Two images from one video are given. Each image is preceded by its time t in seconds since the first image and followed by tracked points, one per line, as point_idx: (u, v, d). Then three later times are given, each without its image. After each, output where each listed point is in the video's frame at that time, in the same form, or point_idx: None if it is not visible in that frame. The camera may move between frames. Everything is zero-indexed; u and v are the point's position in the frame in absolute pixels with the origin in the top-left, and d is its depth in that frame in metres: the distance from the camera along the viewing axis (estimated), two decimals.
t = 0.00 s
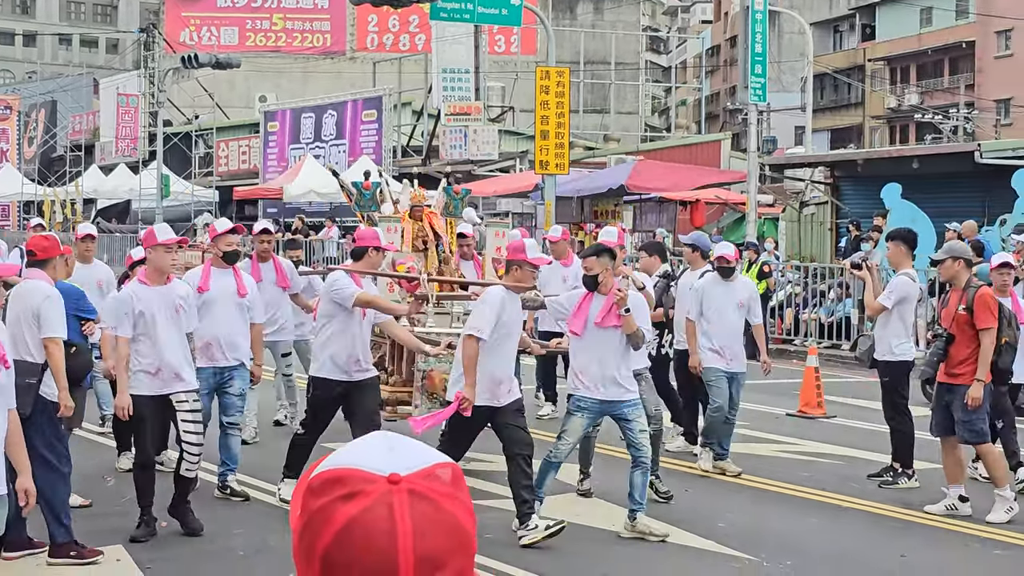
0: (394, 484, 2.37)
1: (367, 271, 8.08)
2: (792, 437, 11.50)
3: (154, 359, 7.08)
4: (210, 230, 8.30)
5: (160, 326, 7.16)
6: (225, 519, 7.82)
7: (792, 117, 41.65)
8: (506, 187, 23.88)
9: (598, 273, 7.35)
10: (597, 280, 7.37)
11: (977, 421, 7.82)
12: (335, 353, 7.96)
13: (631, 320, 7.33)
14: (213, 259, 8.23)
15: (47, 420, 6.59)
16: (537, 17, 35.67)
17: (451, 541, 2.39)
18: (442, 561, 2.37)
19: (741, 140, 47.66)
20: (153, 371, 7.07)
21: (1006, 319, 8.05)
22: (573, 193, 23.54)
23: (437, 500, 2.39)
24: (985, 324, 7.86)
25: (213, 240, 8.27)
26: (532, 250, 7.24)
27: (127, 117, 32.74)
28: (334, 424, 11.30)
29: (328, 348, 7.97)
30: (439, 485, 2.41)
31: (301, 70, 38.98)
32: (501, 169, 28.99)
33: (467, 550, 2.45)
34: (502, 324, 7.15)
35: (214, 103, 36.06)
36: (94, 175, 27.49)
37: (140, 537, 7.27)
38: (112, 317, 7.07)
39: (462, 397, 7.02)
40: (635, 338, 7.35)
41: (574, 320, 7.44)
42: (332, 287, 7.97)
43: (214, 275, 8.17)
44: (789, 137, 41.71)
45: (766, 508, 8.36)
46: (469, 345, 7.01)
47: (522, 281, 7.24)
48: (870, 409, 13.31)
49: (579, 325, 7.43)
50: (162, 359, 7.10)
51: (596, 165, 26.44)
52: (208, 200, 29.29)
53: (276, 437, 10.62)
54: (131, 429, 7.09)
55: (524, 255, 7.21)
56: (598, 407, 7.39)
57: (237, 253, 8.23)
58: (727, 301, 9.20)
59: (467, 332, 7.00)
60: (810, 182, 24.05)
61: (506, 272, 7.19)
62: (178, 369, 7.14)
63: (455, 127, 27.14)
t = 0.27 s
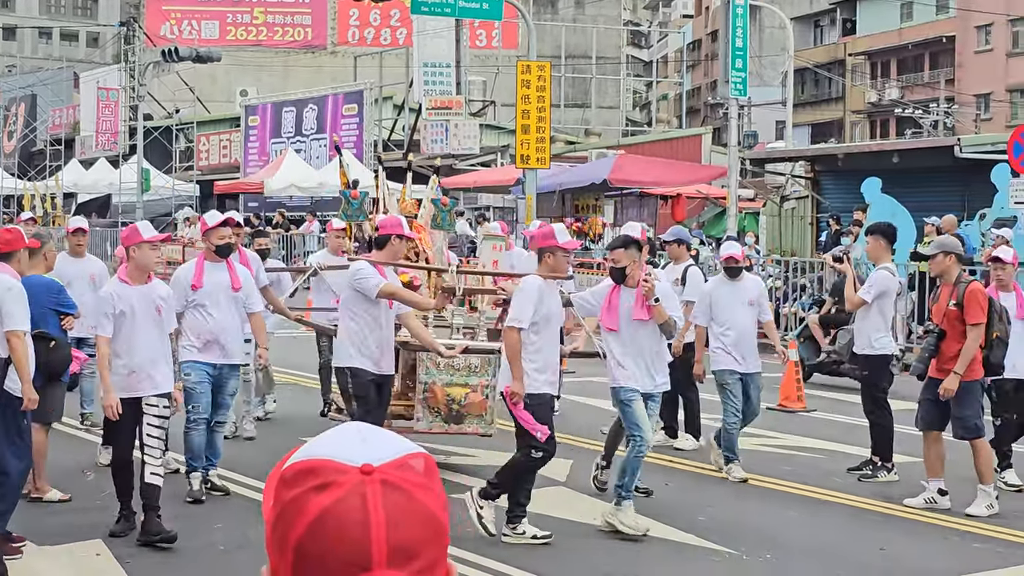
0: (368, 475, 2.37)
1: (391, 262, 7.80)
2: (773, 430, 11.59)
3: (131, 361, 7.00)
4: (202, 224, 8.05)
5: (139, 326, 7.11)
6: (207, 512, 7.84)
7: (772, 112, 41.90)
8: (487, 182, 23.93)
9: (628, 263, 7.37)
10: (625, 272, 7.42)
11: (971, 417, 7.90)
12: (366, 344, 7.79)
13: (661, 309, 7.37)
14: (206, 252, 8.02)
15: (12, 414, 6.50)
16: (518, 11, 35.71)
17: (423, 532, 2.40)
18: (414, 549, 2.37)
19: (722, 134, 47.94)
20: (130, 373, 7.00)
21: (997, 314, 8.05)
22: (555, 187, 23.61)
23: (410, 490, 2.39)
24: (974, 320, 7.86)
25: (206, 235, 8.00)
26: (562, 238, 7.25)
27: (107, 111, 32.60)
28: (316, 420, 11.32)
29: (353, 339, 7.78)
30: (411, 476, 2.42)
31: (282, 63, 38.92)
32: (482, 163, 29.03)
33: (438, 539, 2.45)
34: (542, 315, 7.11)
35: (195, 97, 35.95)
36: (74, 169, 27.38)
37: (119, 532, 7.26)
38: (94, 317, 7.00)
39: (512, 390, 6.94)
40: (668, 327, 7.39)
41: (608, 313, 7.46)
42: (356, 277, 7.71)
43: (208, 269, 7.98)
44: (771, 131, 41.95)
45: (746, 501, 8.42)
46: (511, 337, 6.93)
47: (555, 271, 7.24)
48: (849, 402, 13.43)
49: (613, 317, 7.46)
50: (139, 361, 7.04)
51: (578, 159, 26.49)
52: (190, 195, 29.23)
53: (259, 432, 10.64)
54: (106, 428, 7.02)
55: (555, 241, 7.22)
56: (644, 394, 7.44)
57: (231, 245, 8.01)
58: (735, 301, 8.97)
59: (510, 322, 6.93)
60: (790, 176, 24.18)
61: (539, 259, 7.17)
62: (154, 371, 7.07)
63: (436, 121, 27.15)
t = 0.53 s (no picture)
0: (341, 466, 2.27)
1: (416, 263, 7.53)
2: (751, 424, 11.65)
3: (115, 353, 6.86)
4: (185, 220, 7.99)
5: (122, 318, 6.95)
6: (185, 506, 7.82)
7: (750, 106, 42.09)
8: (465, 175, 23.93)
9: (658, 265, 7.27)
10: (655, 273, 7.32)
11: (959, 412, 8.01)
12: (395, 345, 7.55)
13: (690, 311, 7.29)
14: (187, 251, 7.95)
15: None
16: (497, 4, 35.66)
17: (401, 524, 2.28)
18: (389, 543, 2.26)
19: (700, 128, 48.13)
20: (113, 366, 6.85)
21: (987, 307, 8.15)
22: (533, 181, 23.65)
23: (385, 482, 2.28)
24: (962, 314, 7.95)
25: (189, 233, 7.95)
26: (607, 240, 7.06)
27: (84, 103, 32.42)
28: (294, 414, 11.31)
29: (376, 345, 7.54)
30: (387, 468, 2.31)
31: (260, 57, 38.78)
32: (460, 157, 29.03)
33: (414, 534, 2.33)
34: (588, 319, 6.96)
35: (172, 90, 35.77)
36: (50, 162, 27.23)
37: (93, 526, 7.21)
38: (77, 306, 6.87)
39: (573, 404, 6.81)
40: (696, 329, 7.31)
41: (636, 316, 7.38)
42: (383, 280, 7.46)
43: (191, 268, 7.91)
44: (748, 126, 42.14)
45: (722, 494, 8.47)
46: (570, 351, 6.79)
47: (602, 273, 7.03)
48: (826, 395, 13.51)
49: (643, 321, 7.37)
50: (122, 354, 6.89)
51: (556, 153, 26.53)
52: (168, 188, 29.12)
53: (237, 426, 10.63)
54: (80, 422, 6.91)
55: (601, 243, 7.00)
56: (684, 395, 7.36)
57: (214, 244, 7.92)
58: (746, 293, 9.01)
59: (568, 336, 6.78)
60: (768, 170, 24.29)
61: (588, 264, 6.94)
62: (135, 368, 6.92)
63: (415, 115, 27.12)
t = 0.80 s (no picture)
0: (319, 459, 2.27)
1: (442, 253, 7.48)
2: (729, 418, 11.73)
3: (97, 349, 6.76)
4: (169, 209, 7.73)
5: (102, 313, 6.84)
6: (163, 501, 7.82)
7: (728, 101, 42.25)
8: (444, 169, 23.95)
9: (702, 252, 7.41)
10: (695, 261, 7.41)
11: (942, 406, 8.01)
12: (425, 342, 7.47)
13: (722, 298, 7.33)
14: (175, 242, 7.76)
15: None
16: None
17: (379, 517, 2.29)
18: (366, 534, 2.27)
19: (679, 123, 48.28)
20: (94, 362, 6.75)
21: (971, 302, 8.24)
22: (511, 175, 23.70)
23: (364, 475, 2.29)
24: (944, 310, 8.03)
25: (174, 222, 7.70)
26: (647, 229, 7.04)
27: (61, 97, 32.22)
28: (272, 409, 11.30)
29: (407, 335, 7.47)
30: (365, 460, 2.32)
31: (238, 50, 38.62)
32: (439, 152, 29.01)
33: (392, 525, 2.33)
34: (642, 305, 6.93)
35: (150, 84, 35.57)
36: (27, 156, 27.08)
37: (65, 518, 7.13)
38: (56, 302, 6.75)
39: (648, 389, 6.73)
40: (728, 317, 7.33)
41: (669, 305, 7.42)
42: (410, 272, 7.43)
43: (180, 259, 7.74)
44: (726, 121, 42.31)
45: (700, 489, 8.53)
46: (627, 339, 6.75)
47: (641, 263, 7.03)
48: (803, 390, 13.61)
49: (676, 309, 7.40)
50: (106, 350, 6.80)
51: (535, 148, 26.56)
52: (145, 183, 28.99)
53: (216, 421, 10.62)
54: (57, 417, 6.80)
55: (641, 232, 7.02)
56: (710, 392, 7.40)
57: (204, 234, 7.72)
58: (764, 294, 8.81)
59: (623, 325, 6.74)
60: (747, 166, 24.39)
61: (630, 255, 6.97)
62: (119, 364, 6.83)
63: (393, 109, 27.09)
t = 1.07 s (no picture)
0: (298, 453, 2.21)
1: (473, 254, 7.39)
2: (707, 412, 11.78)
3: (81, 353, 6.55)
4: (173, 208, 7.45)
5: (83, 315, 6.65)
6: (141, 496, 7.81)
7: (707, 96, 42.39)
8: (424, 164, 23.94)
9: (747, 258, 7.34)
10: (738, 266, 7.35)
11: (918, 400, 8.13)
12: (450, 344, 7.34)
13: (767, 302, 7.24)
14: (178, 240, 7.53)
15: None
16: None
17: (360, 511, 2.24)
18: (345, 528, 2.22)
19: (658, 118, 48.43)
20: (79, 365, 6.55)
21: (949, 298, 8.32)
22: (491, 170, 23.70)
23: (346, 470, 2.22)
24: (922, 306, 8.08)
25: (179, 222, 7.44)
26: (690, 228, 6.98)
27: (39, 91, 32.05)
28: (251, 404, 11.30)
29: (436, 340, 7.35)
30: (347, 454, 2.26)
31: (217, 44, 38.52)
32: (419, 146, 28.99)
33: (373, 518, 2.28)
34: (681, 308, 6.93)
35: (129, 78, 35.39)
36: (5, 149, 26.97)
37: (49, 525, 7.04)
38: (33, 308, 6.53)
39: (697, 389, 6.75)
40: (773, 322, 7.24)
41: (710, 312, 7.33)
42: (439, 272, 7.35)
43: (181, 258, 7.51)
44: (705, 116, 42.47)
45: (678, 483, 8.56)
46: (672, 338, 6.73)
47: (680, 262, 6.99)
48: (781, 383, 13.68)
49: (717, 315, 7.32)
50: (92, 354, 6.59)
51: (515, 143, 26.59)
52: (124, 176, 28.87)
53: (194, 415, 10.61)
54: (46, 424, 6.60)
55: (681, 231, 6.97)
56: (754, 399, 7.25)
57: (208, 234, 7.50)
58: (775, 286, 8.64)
59: (668, 323, 6.71)
60: (726, 160, 24.46)
61: (668, 252, 6.93)
62: (104, 366, 6.64)
63: (373, 103, 27.04)
